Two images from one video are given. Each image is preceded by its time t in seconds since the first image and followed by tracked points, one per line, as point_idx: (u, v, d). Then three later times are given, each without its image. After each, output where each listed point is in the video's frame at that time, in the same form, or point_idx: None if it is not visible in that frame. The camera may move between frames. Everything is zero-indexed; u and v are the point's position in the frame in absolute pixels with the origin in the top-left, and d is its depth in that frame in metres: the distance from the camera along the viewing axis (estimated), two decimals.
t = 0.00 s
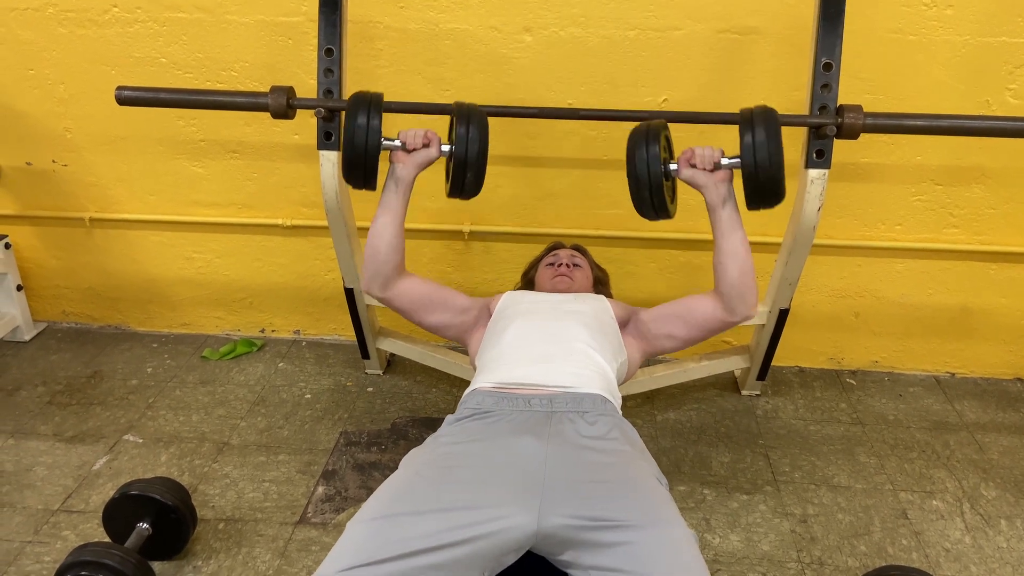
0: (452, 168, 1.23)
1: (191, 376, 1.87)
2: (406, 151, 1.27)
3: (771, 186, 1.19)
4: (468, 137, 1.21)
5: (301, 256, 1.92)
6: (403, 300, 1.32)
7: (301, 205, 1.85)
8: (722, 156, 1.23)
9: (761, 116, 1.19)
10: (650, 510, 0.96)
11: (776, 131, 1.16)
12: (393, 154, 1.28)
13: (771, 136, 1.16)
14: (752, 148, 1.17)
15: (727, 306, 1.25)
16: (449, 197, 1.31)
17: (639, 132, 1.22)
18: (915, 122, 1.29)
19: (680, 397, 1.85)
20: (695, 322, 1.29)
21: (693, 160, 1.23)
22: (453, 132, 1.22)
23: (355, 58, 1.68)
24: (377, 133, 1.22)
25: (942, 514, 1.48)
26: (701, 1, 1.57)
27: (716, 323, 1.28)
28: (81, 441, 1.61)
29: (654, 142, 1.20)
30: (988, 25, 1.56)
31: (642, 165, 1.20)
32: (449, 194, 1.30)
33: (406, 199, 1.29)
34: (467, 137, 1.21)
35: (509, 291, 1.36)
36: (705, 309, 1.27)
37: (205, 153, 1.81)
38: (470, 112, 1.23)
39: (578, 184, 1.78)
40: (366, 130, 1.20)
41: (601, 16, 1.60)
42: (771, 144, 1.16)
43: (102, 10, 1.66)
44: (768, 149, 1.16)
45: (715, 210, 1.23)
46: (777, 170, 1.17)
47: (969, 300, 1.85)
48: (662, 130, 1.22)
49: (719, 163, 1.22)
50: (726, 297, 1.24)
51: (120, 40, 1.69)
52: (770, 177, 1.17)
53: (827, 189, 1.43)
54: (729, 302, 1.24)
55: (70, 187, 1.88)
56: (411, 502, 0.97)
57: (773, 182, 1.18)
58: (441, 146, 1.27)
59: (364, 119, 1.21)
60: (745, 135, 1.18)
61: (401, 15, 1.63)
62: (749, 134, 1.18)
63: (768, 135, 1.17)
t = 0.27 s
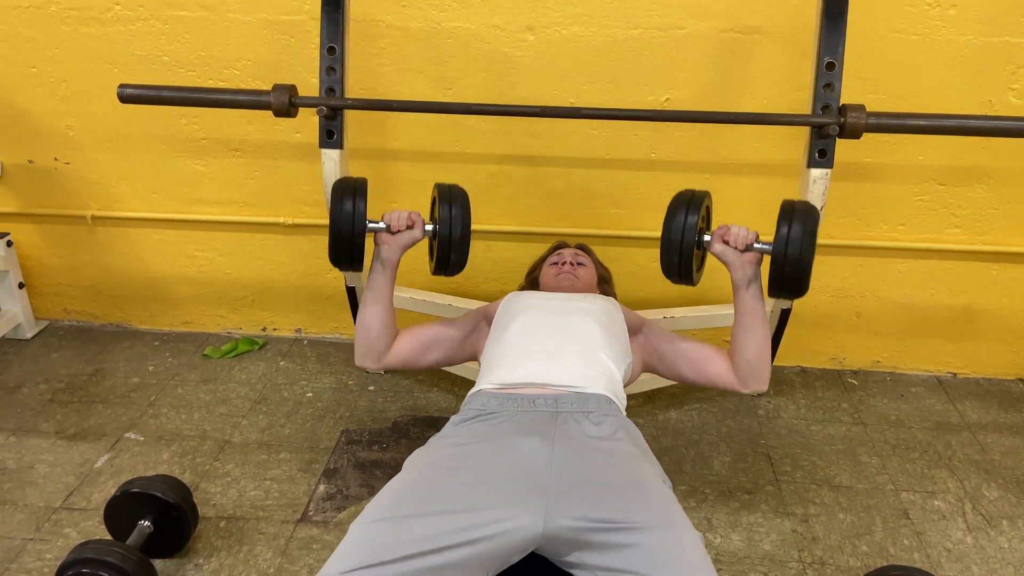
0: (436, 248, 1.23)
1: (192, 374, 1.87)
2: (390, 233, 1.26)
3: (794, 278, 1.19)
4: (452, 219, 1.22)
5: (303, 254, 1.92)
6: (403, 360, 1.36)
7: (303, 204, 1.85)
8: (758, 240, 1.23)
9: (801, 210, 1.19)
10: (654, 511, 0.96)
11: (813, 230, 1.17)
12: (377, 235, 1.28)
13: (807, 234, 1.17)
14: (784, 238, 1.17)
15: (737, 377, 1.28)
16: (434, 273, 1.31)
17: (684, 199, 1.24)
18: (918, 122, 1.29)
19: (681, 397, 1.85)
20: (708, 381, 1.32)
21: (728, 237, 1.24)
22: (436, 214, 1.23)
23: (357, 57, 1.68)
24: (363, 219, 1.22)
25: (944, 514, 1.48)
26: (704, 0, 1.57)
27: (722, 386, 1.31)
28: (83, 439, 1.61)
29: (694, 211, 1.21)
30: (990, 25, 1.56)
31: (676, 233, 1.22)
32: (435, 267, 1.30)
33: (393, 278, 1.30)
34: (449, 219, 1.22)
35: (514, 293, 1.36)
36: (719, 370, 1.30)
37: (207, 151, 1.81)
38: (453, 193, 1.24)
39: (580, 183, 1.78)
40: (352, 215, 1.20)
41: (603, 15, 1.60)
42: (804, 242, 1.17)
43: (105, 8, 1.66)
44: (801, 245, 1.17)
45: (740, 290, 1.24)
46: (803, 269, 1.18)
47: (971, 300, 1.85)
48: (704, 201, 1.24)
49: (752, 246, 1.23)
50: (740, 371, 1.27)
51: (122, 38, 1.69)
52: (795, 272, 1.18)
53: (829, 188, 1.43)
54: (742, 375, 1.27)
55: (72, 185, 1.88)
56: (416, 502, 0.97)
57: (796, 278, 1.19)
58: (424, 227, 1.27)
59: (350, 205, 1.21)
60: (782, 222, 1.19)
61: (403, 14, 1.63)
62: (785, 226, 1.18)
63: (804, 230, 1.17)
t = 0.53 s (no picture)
0: (442, 300, 1.23)
1: (194, 372, 1.87)
2: (398, 288, 1.27)
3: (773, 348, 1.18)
4: (454, 269, 1.22)
5: (304, 253, 1.92)
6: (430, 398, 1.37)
7: (304, 203, 1.85)
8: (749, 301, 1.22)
9: (793, 281, 1.17)
10: (656, 512, 0.96)
11: (799, 306, 1.15)
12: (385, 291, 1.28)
13: (793, 307, 1.15)
14: (770, 308, 1.16)
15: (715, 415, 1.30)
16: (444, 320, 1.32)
17: (686, 251, 1.24)
18: (918, 122, 1.29)
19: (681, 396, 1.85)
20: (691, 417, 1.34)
21: (720, 295, 1.23)
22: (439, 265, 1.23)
23: (359, 56, 1.68)
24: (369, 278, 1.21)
25: (944, 515, 1.48)
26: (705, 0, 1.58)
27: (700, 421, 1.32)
28: (84, 437, 1.62)
29: (691, 266, 1.21)
30: (991, 25, 1.56)
31: (671, 284, 1.22)
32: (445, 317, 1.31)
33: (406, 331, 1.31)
34: (453, 269, 1.22)
35: (524, 292, 1.36)
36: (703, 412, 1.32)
37: (209, 150, 1.81)
38: (454, 243, 1.24)
39: (581, 183, 1.78)
40: (358, 277, 1.20)
41: (605, 15, 1.60)
42: (789, 314, 1.15)
43: (107, 7, 1.67)
44: (784, 319, 1.15)
45: (726, 344, 1.25)
46: (785, 341, 1.16)
47: (971, 300, 1.85)
48: (704, 257, 1.24)
49: (742, 307, 1.22)
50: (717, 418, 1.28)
51: (125, 37, 1.69)
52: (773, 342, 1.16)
53: (830, 188, 1.43)
54: (721, 422, 1.29)
55: (74, 184, 1.88)
56: (421, 494, 0.97)
57: (777, 348, 1.17)
58: (430, 278, 1.27)
59: (354, 266, 1.20)
60: (771, 290, 1.17)
61: (405, 13, 1.63)
62: (773, 296, 1.17)
63: (791, 305, 1.15)
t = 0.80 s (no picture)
0: (438, 261, 1.23)
1: (193, 371, 1.87)
2: (393, 249, 1.26)
3: (778, 312, 1.18)
4: (449, 229, 1.21)
5: (304, 252, 1.92)
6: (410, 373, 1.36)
7: (304, 202, 1.85)
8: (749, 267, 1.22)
9: (797, 245, 1.18)
10: (651, 512, 0.96)
11: (805, 270, 1.15)
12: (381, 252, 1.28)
13: (799, 270, 1.15)
14: (777, 271, 1.16)
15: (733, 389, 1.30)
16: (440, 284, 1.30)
17: (683, 217, 1.22)
18: (918, 123, 1.29)
19: (680, 397, 1.85)
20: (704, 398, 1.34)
21: (719, 262, 1.22)
22: (434, 227, 1.22)
23: (359, 56, 1.68)
24: (362, 239, 1.22)
25: (942, 516, 1.48)
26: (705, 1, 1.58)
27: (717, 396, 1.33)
28: (83, 436, 1.61)
29: (693, 232, 1.20)
30: (992, 27, 1.56)
31: (672, 251, 1.20)
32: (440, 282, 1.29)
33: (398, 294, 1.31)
34: (447, 229, 1.21)
35: (519, 292, 1.36)
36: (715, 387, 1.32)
37: (208, 149, 1.81)
38: (449, 204, 1.23)
39: (581, 183, 1.78)
40: (351, 237, 1.21)
41: (605, 15, 1.60)
42: (796, 276, 1.15)
43: (107, 5, 1.67)
44: (791, 282, 1.15)
45: (730, 313, 1.25)
46: (791, 303, 1.16)
47: (970, 301, 1.85)
48: (702, 222, 1.22)
49: (743, 272, 1.22)
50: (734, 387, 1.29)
51: (124, 35, 1.69)
52: (780, 306, 1.16)
53: (829, 189, 1.43)
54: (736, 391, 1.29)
55: (73, 183, 1.88)
56: (416, 494, 0.97)
57: (782, 312, 1.17)
58: (426, 241, 1.26)
59: (347, 227, 1.21)
60: (776, 254, 1.17)
61: (405, 13, 1.63)
62: (779, 260, 1.16)
63: (796, 269, 1.16)
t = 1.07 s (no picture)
0: (439, 204, 1.28)
1: (190, 372, 1.87)
2: (395, 190, 1.31)
3: (790, 243, 1.23)
4: (452, 173, 1.26)
5: (301, 253, 1.92)
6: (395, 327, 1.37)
7: (302, 203, 1.85)
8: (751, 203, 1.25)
9: (800, 177, 1.22)
10: (645, 512, 0.96)
11: (814, 199, 1.20)
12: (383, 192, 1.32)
13: (809, 200, 1.20)
14: (789, 203, 1.20)
15: (743, 340, 1.31)
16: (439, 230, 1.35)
17: (682, 157, 1.23)
18: (915, 125, 1.30)
19: (678, 398, 1.85)
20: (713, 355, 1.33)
21: (723, 201, 1.25)
22: (438, 169, 1.26)
23: (357, 56, 1.68)
24: (365, 174, 1.26)
25: (939, 517, 1.48)
26: (703, 2, 1.58)
27: (727, 352, 1.33)
28: (80, 437, 1.61)
29: (697, 173, 1.21)
30: (989, 29, 1.56)
31: (680, 193, 1.21)
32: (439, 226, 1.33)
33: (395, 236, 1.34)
34: (450, 173, 1.26)
35: (511, 291, 1.36)
36: (723, 340, 1.32)
37: (206, 149, 1.81)
38: (454, 148, 1.27)
39: (579, 184, 1.79)
40: (355, 171, 1.25)
41: (603, 16, 1.60)
42: (806, 207, 1.20)
43: (105, 6, 1.67)
44: (803, 211, 1.20)
45: (735, 254, 1.28)
46: (803, 235, 1.22)
47: (968, 303, 1.85)
48: (702, 159, 1.24)
49: (747, 209, 1.25)
50: (743, 330, 1.29)
51: (123, 36, 1.69)
52: (793, 239, 1.22)
53: (826, 191, 1.43)
54: (745, 335, 1.30)
55: (71, 183, 1.88)
56: (410, 498, 0.97)
57: (796, 241, 1.23)
58: (428, 184, 1.30)
59: (351, 160, 1.25)
60: (785, 188, 1.20)
61: (404, 14, 1.63)
62: (789, 192, 1.20)
63: (806, 198, 1.20)
